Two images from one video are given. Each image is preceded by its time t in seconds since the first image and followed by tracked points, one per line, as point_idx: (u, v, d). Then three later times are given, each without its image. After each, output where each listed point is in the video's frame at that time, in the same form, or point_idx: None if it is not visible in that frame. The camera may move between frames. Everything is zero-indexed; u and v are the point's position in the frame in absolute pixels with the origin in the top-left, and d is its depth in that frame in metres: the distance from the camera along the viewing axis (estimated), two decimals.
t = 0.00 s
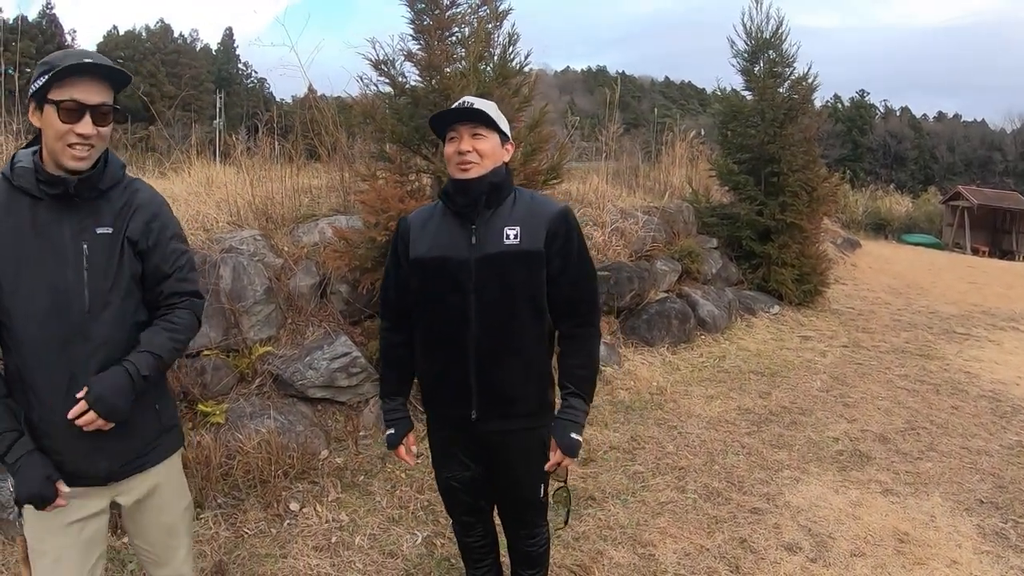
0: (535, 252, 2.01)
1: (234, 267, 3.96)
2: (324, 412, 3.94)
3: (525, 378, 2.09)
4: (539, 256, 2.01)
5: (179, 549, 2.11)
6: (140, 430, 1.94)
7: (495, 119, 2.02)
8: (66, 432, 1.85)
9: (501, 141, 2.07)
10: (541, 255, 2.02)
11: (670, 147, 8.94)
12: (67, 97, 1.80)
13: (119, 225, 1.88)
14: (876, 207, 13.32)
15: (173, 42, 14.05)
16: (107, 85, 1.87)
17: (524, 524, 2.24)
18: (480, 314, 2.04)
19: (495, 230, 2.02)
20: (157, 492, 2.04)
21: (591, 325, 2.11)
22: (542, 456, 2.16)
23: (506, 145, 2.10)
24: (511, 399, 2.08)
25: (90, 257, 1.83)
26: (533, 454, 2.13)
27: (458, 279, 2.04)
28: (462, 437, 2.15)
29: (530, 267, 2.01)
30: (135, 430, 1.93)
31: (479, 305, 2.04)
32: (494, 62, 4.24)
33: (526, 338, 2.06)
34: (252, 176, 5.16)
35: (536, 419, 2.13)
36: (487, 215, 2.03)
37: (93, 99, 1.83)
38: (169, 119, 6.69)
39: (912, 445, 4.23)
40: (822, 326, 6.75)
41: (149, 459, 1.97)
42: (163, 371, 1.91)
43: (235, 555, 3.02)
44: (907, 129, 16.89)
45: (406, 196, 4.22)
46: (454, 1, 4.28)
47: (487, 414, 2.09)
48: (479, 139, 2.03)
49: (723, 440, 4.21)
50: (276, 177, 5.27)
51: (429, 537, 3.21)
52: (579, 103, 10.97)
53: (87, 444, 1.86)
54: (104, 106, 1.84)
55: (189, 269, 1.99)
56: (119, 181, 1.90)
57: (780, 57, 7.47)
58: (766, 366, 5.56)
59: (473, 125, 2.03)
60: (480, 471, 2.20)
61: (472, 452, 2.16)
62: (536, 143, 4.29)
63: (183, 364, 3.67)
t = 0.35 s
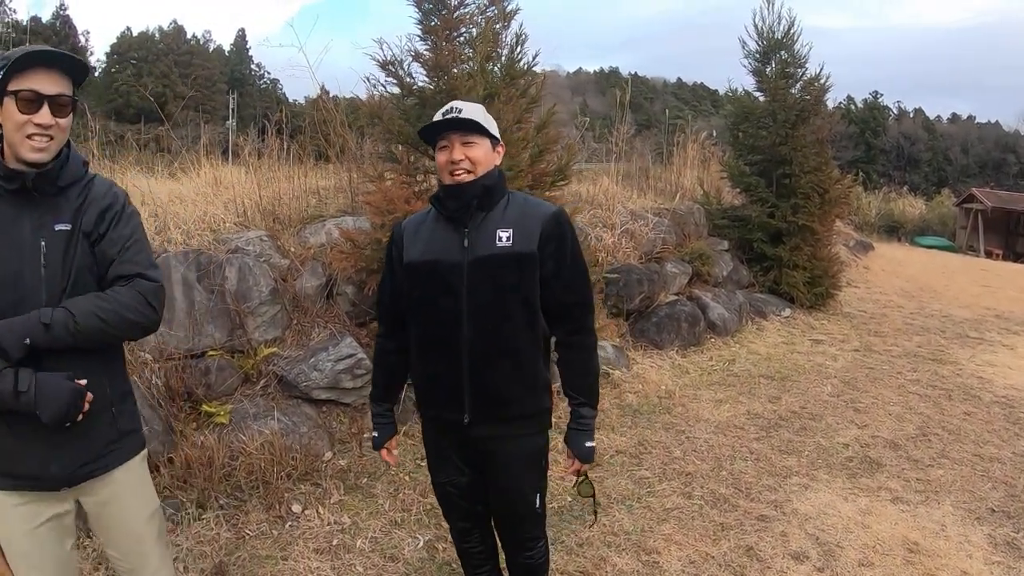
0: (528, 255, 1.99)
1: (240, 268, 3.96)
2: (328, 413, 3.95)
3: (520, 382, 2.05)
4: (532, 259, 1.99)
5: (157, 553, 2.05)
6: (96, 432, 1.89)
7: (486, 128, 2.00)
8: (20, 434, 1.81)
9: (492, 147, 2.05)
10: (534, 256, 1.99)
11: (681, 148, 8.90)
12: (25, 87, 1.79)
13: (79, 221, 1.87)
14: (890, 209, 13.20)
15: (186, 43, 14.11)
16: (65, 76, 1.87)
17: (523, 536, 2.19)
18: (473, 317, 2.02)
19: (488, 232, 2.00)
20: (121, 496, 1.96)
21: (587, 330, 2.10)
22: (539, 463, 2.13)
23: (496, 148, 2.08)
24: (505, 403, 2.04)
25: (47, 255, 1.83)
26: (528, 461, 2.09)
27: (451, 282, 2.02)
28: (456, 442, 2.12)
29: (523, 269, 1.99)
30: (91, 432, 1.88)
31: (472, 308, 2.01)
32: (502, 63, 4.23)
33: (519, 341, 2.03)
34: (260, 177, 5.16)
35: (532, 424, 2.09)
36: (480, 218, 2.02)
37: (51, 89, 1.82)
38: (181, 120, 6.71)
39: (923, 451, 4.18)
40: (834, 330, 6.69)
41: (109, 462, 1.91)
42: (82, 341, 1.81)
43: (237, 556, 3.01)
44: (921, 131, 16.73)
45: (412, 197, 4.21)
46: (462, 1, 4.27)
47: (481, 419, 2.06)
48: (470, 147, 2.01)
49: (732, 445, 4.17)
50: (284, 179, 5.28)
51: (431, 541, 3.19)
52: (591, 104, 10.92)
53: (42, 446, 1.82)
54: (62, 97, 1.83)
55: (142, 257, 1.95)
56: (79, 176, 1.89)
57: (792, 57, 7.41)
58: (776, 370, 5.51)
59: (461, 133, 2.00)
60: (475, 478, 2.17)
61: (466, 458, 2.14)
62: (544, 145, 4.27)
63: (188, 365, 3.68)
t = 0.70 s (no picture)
0: (534, 255, 1.98)
1: (249, 267, 3.99)
2: (336, 412, 3.96)
3: (523, 383, 2.05)
4: (538, 260, 1.98)
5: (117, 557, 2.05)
6: (44, 431, 1.92)
7: (489, 123, 1.99)
8: None
9: (494, 144, 2.04)
10: (540, 257, 1.98)
11: (695, 149, 8.84)
12: None
13: (33, 223, 1.91)
14: (907, 212, 13.05)
15: (203, 42, 14.20)
16: (16, 78, 1.90)
17: (524, 538, 2.18)
18: (478, 318, 2.00)
19: (493, 233, 1.99)
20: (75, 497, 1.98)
21: (596, 332, 2.10)
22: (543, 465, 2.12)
23: (498, 146, 2.07)
24: (509, 404, 2.03)
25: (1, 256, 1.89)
26: (530, 463, 2.08)
27: (455, 282, 2.00)
28: (459, 443, 2.11)
29: (529, 270, 1.98)
30: (39, 431, 1.91)
31: (477, 308, 2.00)
32: (513, 62, 4.22)
33: (524, 342, 2.02)
34: (272, 177, 5.18)
35: (536, 426, 2.08)
36: (484, 219, 2.00)
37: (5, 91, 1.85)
38: (197, 119, 6.75)
39: (935, 458, 4.12)
40: (848, 333, 6.62)
41: (63, 458, 1.95)
42: (12, 333, 1.80)
43: (240, 553, 3.02)
44: (939, 133, 16.55)
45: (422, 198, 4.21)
46: (473, 1, 4.27)
47: (485, 421, 2.05)
48: (473, 143, 2.00)
49: (742, 449, 4.13)
50: (296, 178, 5.30)
51: (434, 542, 3.18)
52: (606, 104, 10.88)
53: None
54: (14, 97, 1.85)
55: (90, 255, 1.95)
56: (35, 179, 1.94)
57: (808, 58, 7.35)
58: (788, 374, 5.46)
59: (465, 129, 2.00)
60: (477, 480, 2.15)
61: (469, 460, 2.13)
62: (555, 145, 4.26)
63: (196, 363, 3.69)
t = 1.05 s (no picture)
0: (543, 258, 1.96)
1: (257, 267, 3.99)
2: (342, 413, 3.95)
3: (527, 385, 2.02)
4: (547, 263, 1.96)
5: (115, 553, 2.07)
6: (33, 436, 1.91)
7: (507, 127, 1.96)
8: None
9: (512, 149, 2.01)
10: (548, 260, 1.96)
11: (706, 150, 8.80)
12: None
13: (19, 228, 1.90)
14: (919, 213, 12.93)
15: (215, 44, 14.25)
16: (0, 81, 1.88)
17: (526, 541, 2.16)
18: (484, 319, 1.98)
19: (502, 233, 1.97)
20: (71, 496, 1.99)
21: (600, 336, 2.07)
22: (546, 468, 2.09)
23: (517, 154, 2.03)
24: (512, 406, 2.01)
25: None
26: (532, 466, 2.05)
27: (461, 282, 1.98)
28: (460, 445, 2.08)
29: (537, 272, 1.96)
30: (27, 437, 1.90)
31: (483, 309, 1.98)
32: (521, 63, 4.20)
33: (529, 344, 2.00)
34: (281, 177, 5.19)
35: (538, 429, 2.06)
36: (495, 219, 1.98)
37: None
38: (208, 120, 6.78)
39: (946, 463, 4.07)
40: (858, 336, 6.55)
41: (54, 460, 1.94)
42: None
43: (243, 553, 3.01)
44: (951, 134, 16.42)
45: (429, 198, 4.20)
46: (481, 2, 4.26)
47: (487, 423, 2.02)
48: (488, 144, 1.97)
49: (750, 453, 4.09)
50: (305, 180, 5.30)
51: (438, 544, 3.16)
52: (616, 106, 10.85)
53: None
54: None
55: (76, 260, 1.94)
56: (20, 182, 1.92)
57: (819, 58, 7.30)
58: (798, 376, 5.41)
59: (483, 128, 1.97)
60: (477, 482, 2.13)
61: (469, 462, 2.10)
62: (563, 146, 4.23)
63: (202, 362, 3.69)
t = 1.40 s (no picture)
0: (557, 260, 1.95)
1: (265, 272, 4.00)
2: (351, 416, 3.95)
3: (538, 385, 2.01)
4: (561, 264, 1.95)
5: (134, 559, 2.06)
6: (52, 443, 1.92)
7: (528, 129, 1.95)
8: None
9: (530, 151, 2.00)
10: (563, 262, 1.95)
11: (714, 151, 8.77)
12: None
13: (36, 233, 1.91)
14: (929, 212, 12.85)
15: (224, 49, 14.30)
16: (15, 89, 1.89)
17: (536, 545, 2.15)
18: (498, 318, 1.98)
19: (518, 234, 1.96)
20: (86, 503, 1.99)
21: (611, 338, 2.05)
22: (555, 473, 2.07)
23: (535, 156, 2.03)
24: (524, 407, 2.00)
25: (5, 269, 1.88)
26: (543, 470, 2.04)
27: (476, 282, 1.98)
28: (469, 446, 2.07)
29: (552, 273, 1.95)
30: (46, 444, 1.91)
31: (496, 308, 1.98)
32: (528, 65, 4.19)
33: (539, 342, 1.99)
34: (289, 182, 5.20)
35: (547, 432, 2.03)
36: (511, 221, 1.97)
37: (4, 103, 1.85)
38: (217, 125, 6.80)
39: (959, 464, 4.03)
40: (869, 336, 6.51)
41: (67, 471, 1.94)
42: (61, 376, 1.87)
43: (252, 557, 3.01)
44: (960, 132, 16.31)
45: (436, 202, 4.20)
46: (488, 4, 4.25)
47: (496, 425, 2.01)
48: (507, 146, 1.96)
49: (761, 455, 4.07)
50: (313, 184, 5.31)
51: (447, 548, 3.15)
52: (623, 106, 10.83)
53: None
54: (13, 110, 1.85)
55: (106, 265, 1.98)
56: (34, 186, 1.93)
57: (827, 57, 7.27)
58: (809, 377, 5.38)
59: (502, 130, 1.96)
60: (487, 488, 2.12)
61: (479, 465, 2.09)
62: (571, 148, 4.22)
63: (211, 367, 3.70)
